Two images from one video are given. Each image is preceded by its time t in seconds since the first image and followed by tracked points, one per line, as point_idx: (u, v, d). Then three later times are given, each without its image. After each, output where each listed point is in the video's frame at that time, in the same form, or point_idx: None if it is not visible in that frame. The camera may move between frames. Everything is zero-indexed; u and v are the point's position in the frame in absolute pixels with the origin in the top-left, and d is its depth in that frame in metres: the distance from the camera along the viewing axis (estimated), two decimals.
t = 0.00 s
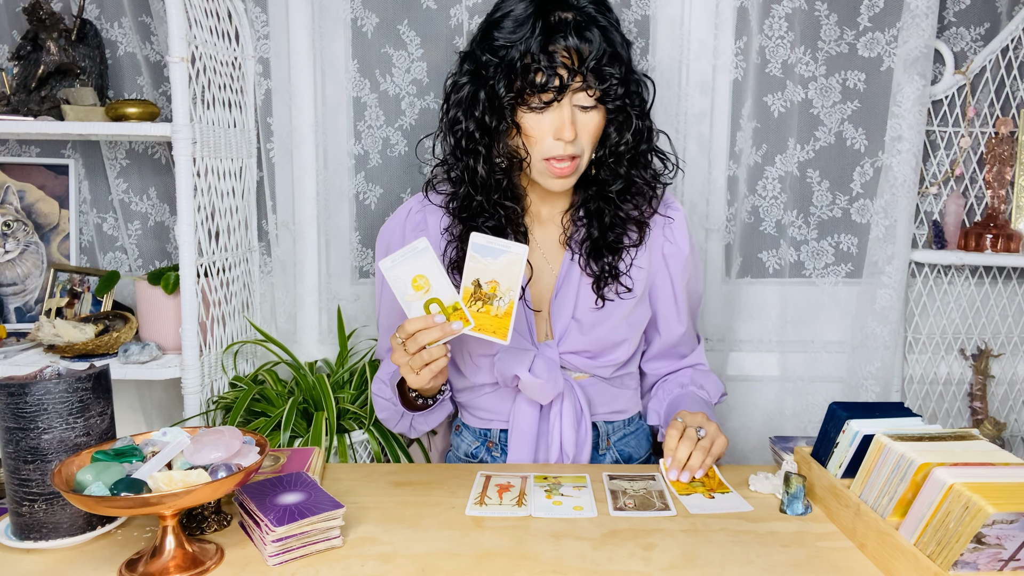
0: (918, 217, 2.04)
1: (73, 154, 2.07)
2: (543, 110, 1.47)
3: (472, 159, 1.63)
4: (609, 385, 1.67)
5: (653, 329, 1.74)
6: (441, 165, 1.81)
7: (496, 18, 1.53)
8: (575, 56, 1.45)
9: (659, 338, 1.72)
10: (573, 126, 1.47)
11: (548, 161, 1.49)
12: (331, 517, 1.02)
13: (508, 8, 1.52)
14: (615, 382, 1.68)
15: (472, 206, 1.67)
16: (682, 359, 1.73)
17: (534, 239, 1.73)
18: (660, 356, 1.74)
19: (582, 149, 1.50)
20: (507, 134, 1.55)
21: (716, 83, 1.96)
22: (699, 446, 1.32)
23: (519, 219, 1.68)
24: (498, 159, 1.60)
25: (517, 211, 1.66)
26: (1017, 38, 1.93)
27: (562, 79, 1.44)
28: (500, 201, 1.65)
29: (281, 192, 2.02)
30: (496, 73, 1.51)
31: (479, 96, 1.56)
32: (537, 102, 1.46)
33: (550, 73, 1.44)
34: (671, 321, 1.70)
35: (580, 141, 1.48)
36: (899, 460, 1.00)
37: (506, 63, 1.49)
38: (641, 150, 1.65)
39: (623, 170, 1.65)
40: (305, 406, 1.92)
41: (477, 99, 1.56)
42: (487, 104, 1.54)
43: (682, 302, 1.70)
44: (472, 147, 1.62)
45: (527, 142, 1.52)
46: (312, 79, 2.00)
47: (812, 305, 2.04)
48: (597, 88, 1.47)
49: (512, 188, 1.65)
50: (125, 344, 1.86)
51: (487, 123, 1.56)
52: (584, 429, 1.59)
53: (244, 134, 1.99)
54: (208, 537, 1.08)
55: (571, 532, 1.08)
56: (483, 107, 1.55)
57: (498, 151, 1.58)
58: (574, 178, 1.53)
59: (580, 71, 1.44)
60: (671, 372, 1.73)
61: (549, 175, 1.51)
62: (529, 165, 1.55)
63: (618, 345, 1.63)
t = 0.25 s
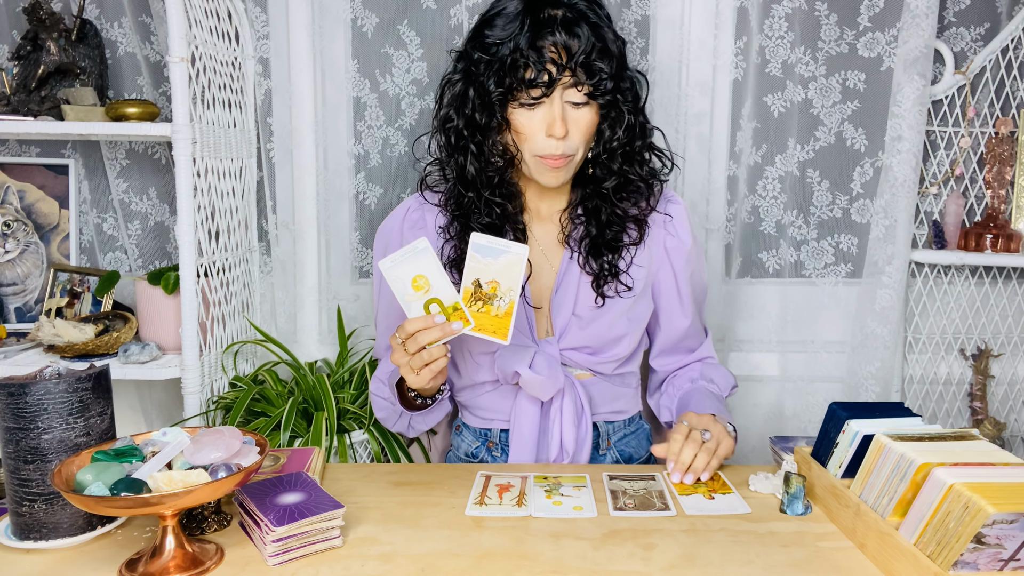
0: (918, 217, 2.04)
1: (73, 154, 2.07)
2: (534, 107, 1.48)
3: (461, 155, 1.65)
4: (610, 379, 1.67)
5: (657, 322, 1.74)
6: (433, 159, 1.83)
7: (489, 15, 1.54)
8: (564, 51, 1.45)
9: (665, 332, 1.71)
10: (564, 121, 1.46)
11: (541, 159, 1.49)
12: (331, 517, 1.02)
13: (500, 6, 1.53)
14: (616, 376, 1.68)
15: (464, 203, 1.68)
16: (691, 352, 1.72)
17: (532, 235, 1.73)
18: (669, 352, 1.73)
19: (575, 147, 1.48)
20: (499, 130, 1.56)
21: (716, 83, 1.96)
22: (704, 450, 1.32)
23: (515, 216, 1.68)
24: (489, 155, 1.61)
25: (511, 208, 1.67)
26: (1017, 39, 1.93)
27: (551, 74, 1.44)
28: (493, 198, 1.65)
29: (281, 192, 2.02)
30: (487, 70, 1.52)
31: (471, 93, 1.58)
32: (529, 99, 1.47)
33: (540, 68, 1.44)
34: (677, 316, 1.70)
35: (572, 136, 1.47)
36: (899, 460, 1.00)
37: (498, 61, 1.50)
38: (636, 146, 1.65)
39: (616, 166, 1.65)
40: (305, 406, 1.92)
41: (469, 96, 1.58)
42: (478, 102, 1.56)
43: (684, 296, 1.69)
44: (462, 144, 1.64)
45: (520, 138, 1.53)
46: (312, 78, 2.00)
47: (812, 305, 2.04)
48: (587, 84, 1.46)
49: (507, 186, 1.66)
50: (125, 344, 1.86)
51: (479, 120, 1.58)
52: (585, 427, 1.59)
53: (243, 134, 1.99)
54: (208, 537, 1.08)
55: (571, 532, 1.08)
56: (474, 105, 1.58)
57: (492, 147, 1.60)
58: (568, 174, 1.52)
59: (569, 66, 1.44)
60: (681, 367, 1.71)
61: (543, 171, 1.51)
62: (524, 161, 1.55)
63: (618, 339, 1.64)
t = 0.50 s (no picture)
0: (918, 217, 2.04)
1: (73, 154, 2.07)
2: (522, 106, 1.48)
3: (451, 156, 1.67)
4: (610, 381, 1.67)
5: (652, 323, 1.73)
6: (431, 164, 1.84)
7: (481, 17, 1.56)
8: (549, 51, 1.46)
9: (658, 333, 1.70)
10: (551, 121, 1.47)
11: (530, 157, 1.49)
12: (331, 517, 1.02)
13: (494, 8, 1.55)
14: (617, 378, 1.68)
15: (456, 201, 1.70)
16: (684, 356, 1.70)
17: (530, 235, 1.73)
18: (660, 354, 1.72)
19: (563, 147, 1.49)
20: (488, 129, 1.57)
21: (716, 83, 1.96)
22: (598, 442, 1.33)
23: (511, 214, 1.69)
24: (479, 156, 1.62)
25: (504, 208, 1.68)
26: (1017, 38, 1.93)
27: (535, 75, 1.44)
28: (485, 198, 1.66)
29: (281, 192, 2.02)
30: (475, 70, 1.53)
31: (460, 93, 1.59)
32: (516, 98, 1.47)
33: (524, 69, 1.44)
34: (669, 317, 1.68)
35: (559, 136, 1.48)
36: (899, 460, 1.00)
37: (485, 61, 1.51)
38: (628, 146, 1.62)
39: (606, 165, 1.61)
40: (305, 406, 1.92)
41: (457, 97, 1.60)
42: (465, 102, 1.58)
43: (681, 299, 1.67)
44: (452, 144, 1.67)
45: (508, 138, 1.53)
46: (312, 78, 2.00)
47: (812, 305, 2.04)
48: (573, 83, 1.45)
49: (498, 185, 1.66)
50: (125, 344, 1.86)
51: (468, 121, 1.59)
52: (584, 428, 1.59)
53: (243, 134, 1.99)
54: (208, 537, 1.08)
55: (571, 532, 1.08)
56: (461, 106, 1.60)
57: (485, 146, 1.60)
58: (557, 174, 1.52)
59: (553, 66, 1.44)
60: (669, 369, 1.70)
61: (533, 171, 1.51)
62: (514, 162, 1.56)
63: (619, 340, 1.63)
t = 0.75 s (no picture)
0: (918, 217, 2.04)
1: (73, 154, 2.07)
2: (506, 105, 1.47)
3: (439, 154, 1.70)
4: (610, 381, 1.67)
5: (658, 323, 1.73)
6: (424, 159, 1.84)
7: (471, 16, 1.57)
8: (532, 49, 1.45)
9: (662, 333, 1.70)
10: (534, 118, 1.45)
11: (514, 154, 1.49)
12: (331, 517, 1.02)
13: (484, 6, 1.56)
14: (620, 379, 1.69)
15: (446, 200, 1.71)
16: (692, 355, 1.70)
17: (526, 234, 1.73)
18: (669, 355, 1.71)
19: (547, 144, 1.48)
20: (471, 125, 1.58)
21: (716, 83, 1.96)
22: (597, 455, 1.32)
23: (506, 211, 1.70)
24: (465, 154, 1.64)
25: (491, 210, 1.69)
26: (1017, 39, 1.93)
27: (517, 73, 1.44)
28: (470, 196, 1.68)
29: (281, 192, 2.02)
30: (461, 67, 1.55)
31: (446, 92, 1.62)
32: (499, 96, 1.47)
33: (506, 67, 1.46)
34: (673, 318, 1.68)
35: (543, 134, 1.47)
36: (899, 460, 1.01)
37: (470, 58, 1.52)
38: (616, 146, 1.61)
39: (593, 165, 1.60)
40: (305, 406, 1.92)
41: (442, 95, 1.63)
42: (450, 100, 1.60)
43: (682, 300, 1.66)
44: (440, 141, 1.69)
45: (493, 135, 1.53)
46: (312, 78, 2.00)
47: (812, 305, 2.04)
48: (556, 81, 1.44)
49: (483, 183, 1.67)
50: (125, 344, 1.86)
51: (453, 118, 1.61)
52: (581, 429, 1.60)
53: (243, 134, 1.99)
54: (208, 537, 1.08)
55: (571, 532, 1.08)
56: (446, 104, 1.62)
57: (469, 144, 1.61)
58: (544, 173, 1.50)
59: (536, 64, 1.44)
60: (677, 369, 1.69)
61: (519, 169, 1.50)
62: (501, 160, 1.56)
63: (618, 341, 1.63)
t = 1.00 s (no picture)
0: (918, 216, 2.04)
1: (73, 154, 2.07)
2: (509, 115, 1.47)
3: (441, 169, 1.68)
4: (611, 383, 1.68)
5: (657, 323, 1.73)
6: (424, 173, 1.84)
7: (465, 28, 1.55)
8: (533, 58, 1.44)
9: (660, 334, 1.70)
10: (540, 127, 1.45)
11: (522, 165, 1.47)
12: (331, 517, 1.02)
13: (479, 16, 1.54)
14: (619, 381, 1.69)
15: (447, 213, 1.70)
16: (690, 355, 1.70)
17: (527, 239, 1.74)
18: (666, 356, 1.71)
19: (556, 152, 1.47)
20: (475, 139, 1.57)
21: (716, 83, 1.96)
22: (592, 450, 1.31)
23: (508, 220, 1.70)
24: (468, 166, 1.63)
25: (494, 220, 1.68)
26: (1017, 38, 1.93)
27: (521, 83, 1.43)
28: (473, 210, 1.67)
29: (281, 193, 2.02)
30: (461, 82, 1.53)
31: (446, 106, 1.60)
32: (502, 107, 1.46)
33: (508, 78, 1.44)
34: (672, 318, 1.68)
35: (551, 142, 1.46)
36: (899, 460, 1.01)
37: (471, 71, 1.51)
38: (619, 149, 1.60)
39: (597, 172, 1.61)
40: (305, 406, 1.92)
41: (442, 109, 1.61)
42: (452, 114, 1.58)
43: (681, 301, 1.66)
44: (441, 155, 1.67)
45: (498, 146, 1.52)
46: (312, 78, 2.00)
47: (812, 305, 2.04)
48: (560, 88, 1.44)
49: (488, 196, 1.67)
50: (125, 344, 1.86)
51: (456, 132, 1.59)
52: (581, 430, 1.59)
53: (243, 134, 1.99)
54: (208, 537, 1.08)
55: (571, 532, 1.08)
56: (448, 118, 1.60)
57: (473, 157, 1.61)
58: (551, 181, 1.50)
59: (539, 74, 1.43)
60: (675, 370, 1.69)
61: (527, 179, 1.49)
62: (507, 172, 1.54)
63: (617, 344, 1.63)
